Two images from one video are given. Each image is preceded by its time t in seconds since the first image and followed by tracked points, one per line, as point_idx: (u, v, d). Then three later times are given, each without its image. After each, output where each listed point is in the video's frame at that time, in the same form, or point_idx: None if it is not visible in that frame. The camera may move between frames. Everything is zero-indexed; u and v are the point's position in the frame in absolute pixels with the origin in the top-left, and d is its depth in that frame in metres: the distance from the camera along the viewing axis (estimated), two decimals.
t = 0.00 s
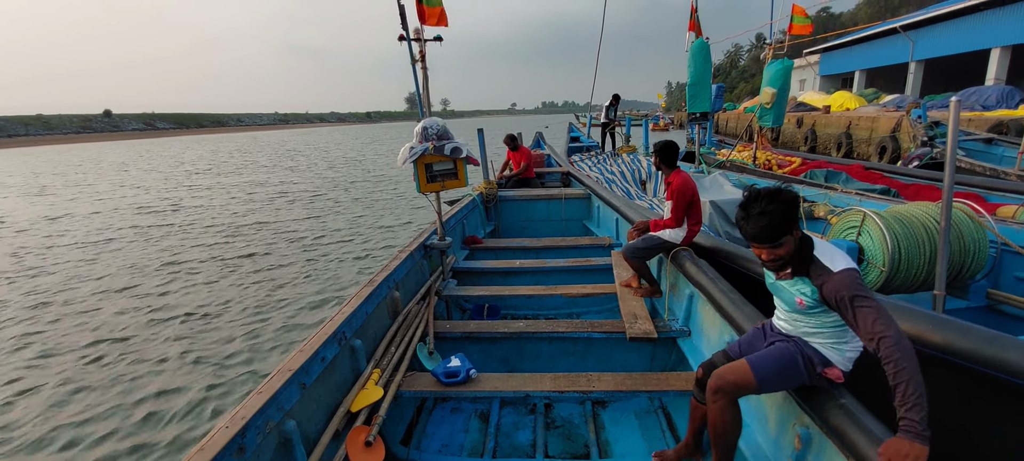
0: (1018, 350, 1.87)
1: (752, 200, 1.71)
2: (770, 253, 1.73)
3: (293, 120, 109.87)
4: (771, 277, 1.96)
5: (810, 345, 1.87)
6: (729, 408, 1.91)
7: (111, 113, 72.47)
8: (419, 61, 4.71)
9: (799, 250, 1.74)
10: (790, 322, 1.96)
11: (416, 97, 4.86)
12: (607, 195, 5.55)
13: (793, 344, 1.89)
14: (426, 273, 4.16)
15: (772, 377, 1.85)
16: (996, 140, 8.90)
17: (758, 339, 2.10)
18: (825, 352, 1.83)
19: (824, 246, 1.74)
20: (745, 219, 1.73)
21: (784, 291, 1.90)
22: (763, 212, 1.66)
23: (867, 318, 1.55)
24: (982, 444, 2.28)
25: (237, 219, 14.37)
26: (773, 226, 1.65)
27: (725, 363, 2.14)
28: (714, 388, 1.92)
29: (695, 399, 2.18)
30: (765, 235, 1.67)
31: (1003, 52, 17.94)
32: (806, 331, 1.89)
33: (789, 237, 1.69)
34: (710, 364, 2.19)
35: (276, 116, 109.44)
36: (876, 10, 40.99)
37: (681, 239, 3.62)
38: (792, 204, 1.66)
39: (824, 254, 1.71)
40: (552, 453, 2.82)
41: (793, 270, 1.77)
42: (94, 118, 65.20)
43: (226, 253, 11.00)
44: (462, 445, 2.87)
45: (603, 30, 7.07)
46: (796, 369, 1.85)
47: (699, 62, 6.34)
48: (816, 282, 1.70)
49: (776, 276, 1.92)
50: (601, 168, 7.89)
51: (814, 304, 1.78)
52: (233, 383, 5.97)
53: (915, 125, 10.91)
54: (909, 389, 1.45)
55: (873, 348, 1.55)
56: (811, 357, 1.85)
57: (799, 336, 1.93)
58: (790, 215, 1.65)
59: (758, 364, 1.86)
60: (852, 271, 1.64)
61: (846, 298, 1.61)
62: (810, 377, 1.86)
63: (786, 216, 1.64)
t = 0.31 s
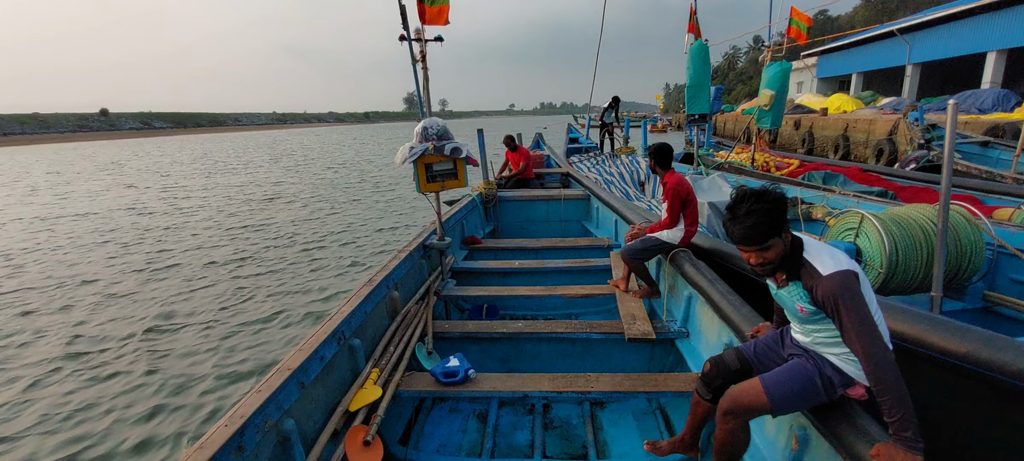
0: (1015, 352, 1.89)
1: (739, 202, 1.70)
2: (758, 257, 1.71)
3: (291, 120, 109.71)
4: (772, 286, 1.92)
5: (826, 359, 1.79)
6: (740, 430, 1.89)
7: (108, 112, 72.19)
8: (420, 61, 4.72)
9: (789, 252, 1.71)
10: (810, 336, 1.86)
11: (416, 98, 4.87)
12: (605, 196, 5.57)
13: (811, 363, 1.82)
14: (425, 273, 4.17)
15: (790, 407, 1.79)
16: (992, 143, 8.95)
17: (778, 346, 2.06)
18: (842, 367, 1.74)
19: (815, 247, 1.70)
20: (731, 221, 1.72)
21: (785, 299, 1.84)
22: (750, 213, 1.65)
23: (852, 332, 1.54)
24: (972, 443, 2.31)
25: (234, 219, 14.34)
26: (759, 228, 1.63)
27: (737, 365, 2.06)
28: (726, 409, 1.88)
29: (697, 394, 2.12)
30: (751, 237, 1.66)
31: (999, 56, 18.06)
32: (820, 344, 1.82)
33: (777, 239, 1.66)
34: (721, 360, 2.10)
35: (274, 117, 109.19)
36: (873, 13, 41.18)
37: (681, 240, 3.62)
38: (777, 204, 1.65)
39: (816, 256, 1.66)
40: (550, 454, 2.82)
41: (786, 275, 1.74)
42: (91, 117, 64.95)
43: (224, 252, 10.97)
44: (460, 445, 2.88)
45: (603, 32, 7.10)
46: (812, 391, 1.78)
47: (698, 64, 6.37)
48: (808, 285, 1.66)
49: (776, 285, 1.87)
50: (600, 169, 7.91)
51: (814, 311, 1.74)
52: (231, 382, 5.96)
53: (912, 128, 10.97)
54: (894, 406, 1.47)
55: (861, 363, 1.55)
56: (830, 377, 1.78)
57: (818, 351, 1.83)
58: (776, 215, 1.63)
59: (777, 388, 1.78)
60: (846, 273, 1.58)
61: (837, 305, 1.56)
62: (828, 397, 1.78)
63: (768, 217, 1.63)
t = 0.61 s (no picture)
0: (1015, 353, 1.90)
1: (755, 208, 1.63)
2: (773, 267, 1.62)
3: (290, 120, 109.73)
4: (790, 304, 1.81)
5: (839, 389, 1.67)
6: (741, 449, 1.87)
7: (107, 113, 72.14)
8: (421, 63, 4.74)
9: (808, 263, 1.62)
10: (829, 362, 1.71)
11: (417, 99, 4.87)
12: (606, 197, 5.58)
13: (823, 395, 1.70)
14: (425, 274, 4.17)
15: (792, 439, 1.73)
16: (991, 144, 8.98)
17: (796, 371, 1.92)
18: (857, 399, 1.60)
19: (837, 258, 1.60)
20: (747, 227, 1.65)
21: (802, 316, 1.73)
22: (766, 220, 1.58)
23: (872, 344, 1.46)
24: (970, 442, 2.28)
25: (234, 220, 14.34)
26: (777, 235, 1.55)
27: (751, 390, 1.96)
28: (727, 431, 1.86)
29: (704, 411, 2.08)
30: (769, 245, 1.57)
31: (997, 57, 18.13)
32: (835, 371, 1.69)
33: (795, 248, 1.58)
34: (734, 382, 2.03)
35: (274, 117, 109.18)
36: (871, 15, 41.33)
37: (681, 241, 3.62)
38: (796, 211, 1.57)
39: (837, 266, 1.57)
40: (550, 454, 2.83)
41: (802, 286, 1.65)
42: (90, 118, 64.93)
43: (223, 253, 10.98)
44: (460, 445, 2.89)
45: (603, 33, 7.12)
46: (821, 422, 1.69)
47: (698, 66, 6.39)
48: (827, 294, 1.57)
49: (792, 300, 1.77)
50: (600, 170, 7.92)
51: (834, 324, 1.60)
52: (231, 382, 5.98)
53: (911, 129, 11.00)
54: (907, 414, 1.44)
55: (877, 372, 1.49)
56: (840, 411, 1.66)
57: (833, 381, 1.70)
58: (794, 222, 1.55)
59: (780, 416, 1.73)
60: (870, 282, 1.48)
61: (860, 314, 1.47)
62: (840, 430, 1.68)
63: (787, 223, 1.55)
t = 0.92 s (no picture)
0: (1014, 351, 1.91)
1: (803, 190, 1.55)
2: (811, 255, 1.56)
3: (287, 121, 109.55)
4: (807, 294, 1.77)
5: (838, 394, 1.67)
6: None
7: (103, 114, 71.84)
8: (419, 63, 4.73)
9: (846, 254, 1.55)
10: (831, 363, 1.70)
11: (415, 100, 4.87)
12: (605, 197, 5.58)
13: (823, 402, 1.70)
14: (424, 274, 4.17)
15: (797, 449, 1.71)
16: (988, 143, 9.02)
17: (790, 374, 1.92)
18: (857, 404, 1.61)
19: (874, 253, 1.56)
20: (791, 208, 1.57)
21: (817, 307, 1.69)
22: (814, 205, 1.50)
23: (900, 337, 1.43)
24: (969, 442, 2.29)
25: (231, 221, 14.29)
26: (823, 222, 1.49)
27: (745, 395, 1.95)
28: (725, 446, 1.84)
29: (699, 419, 2.04)
30: (813, 231, 1.51)
31: (993, 57, 18.20)
32: (834, 374, 1.68)
33: (838, 237, 1.51)
34: (728, 387, 2.00)
35: (271, 118, 108.82)
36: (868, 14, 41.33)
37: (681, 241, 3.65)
38: (850, 201, 1.49)
39: (878, 259, 1.52)
40: (550, 455, 2.82)
41: (832, 277, 1.59)
42: (87, 119, 64.71)
43: (221, 254, 10.95)
44: (459, 446, 2.88)
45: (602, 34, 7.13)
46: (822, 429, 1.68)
47: (696, 66, 6.40)
48: (859, 286, 1.51)
49: (812, 290, 1.73)
50: (598, 170, 7.93)
51: (854, 318, 1.55)
52: (229, 384, 5.95)
53: (908, 128, 11.03)
54: (918, 413, 1.42)
55: (899, 367, 1.45)
56: (840, 417, 1.66)
57: (832, 385, 1.69)
58: (846, 212, 1.48)
59: (781, 427, 1.71)
60: (910, 277, 1.44)
61: (893, 307, 1.42)
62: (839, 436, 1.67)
63: (838, 209, 1.47)
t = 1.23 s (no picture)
0: (1015, 348, 1.93)
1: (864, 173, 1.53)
2: (860, 238, 1.54)
3: (286, 123, 109.45)
4: (835, 281, 1.76)
5: (851, 388, 1.67)
6: None
7: (100, 116, 71.70)
8: (418, 64, 4.73)
9: (892, 244, 1.54)
10: (845, 356, 1.71)
11: (415, 101, 4.87)
12: (605, 197, 5.59)
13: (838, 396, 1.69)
14: (425, 275, 4.17)
15: (824, 447, 1.65)
16: (986, 140, 9.05)
17: (792, 370, 1.91)
18: (869, 397, 1.62)
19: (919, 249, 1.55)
20: (849, 188, 1.55)
21: (845, 293, 1.67)
22: (876, 188, 1.47)
23: (932, 332, 1.42)
24: (973, 440, 2.27)
25: (230, 223, 14.29)
26: (882, 206, 1.47)
27: (746, 391, 1.93)
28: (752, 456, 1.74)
29: (702, 417, 2.03)
30: (870, 214, 1.49)
31: (990, 54, 18.23)
32: (847, 366, 1.69)
33: (892, 224, 1.49)
34: (729, 383, 1.99)
35: (270, 120, 108.66)
36: (865, 12, 41.29)
37: (681, 240, 3.65)
38: (911, 189, 1.47)
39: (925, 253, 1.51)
40: (552, 455, 2.83)
41: (875, 264, 1.58)
42: (84, 122, 64.59)
43: (221, 257, 10.94)
44: (461, 447, 2.89)
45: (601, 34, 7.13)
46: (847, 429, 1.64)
47: (694, 65, 6.40)
48: (902, 275, 1.50)
49: (842, 277, 1.72)
50: (598, 170, 7.93)
51: (888, 306, 1.54)
52: (230, 387, 5.96)
53: (907, 126, 11.05)
54: (930, 410, 1.43)
55: (922, 362, 1.45)
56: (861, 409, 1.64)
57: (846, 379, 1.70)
58: (907, 199, 1.46)
59: (810, 426, 1.66)
60: (954, 273, 1.44)
61: (934, 299, 1.41)
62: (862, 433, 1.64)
63: (898, 195, 1.45)
